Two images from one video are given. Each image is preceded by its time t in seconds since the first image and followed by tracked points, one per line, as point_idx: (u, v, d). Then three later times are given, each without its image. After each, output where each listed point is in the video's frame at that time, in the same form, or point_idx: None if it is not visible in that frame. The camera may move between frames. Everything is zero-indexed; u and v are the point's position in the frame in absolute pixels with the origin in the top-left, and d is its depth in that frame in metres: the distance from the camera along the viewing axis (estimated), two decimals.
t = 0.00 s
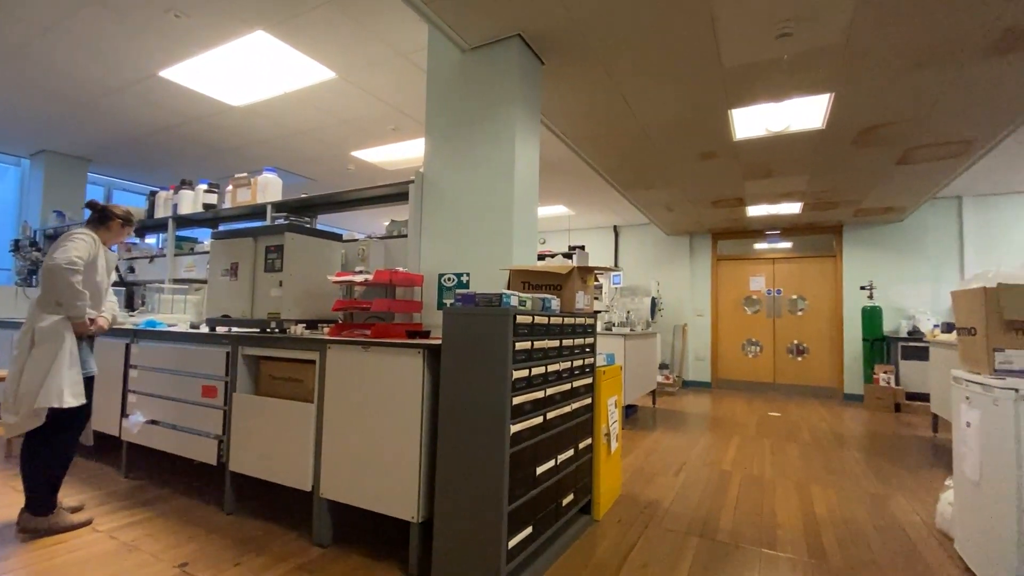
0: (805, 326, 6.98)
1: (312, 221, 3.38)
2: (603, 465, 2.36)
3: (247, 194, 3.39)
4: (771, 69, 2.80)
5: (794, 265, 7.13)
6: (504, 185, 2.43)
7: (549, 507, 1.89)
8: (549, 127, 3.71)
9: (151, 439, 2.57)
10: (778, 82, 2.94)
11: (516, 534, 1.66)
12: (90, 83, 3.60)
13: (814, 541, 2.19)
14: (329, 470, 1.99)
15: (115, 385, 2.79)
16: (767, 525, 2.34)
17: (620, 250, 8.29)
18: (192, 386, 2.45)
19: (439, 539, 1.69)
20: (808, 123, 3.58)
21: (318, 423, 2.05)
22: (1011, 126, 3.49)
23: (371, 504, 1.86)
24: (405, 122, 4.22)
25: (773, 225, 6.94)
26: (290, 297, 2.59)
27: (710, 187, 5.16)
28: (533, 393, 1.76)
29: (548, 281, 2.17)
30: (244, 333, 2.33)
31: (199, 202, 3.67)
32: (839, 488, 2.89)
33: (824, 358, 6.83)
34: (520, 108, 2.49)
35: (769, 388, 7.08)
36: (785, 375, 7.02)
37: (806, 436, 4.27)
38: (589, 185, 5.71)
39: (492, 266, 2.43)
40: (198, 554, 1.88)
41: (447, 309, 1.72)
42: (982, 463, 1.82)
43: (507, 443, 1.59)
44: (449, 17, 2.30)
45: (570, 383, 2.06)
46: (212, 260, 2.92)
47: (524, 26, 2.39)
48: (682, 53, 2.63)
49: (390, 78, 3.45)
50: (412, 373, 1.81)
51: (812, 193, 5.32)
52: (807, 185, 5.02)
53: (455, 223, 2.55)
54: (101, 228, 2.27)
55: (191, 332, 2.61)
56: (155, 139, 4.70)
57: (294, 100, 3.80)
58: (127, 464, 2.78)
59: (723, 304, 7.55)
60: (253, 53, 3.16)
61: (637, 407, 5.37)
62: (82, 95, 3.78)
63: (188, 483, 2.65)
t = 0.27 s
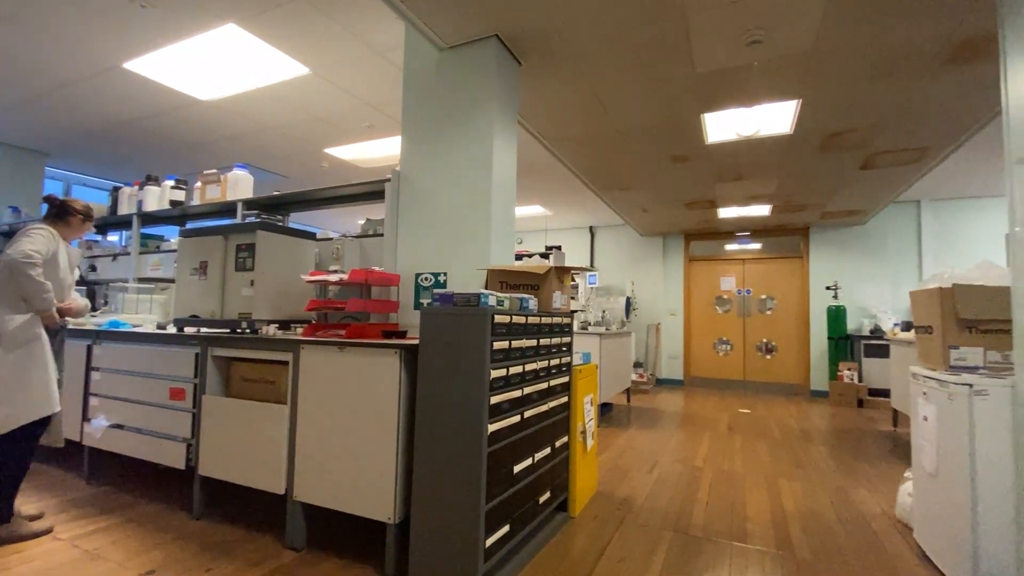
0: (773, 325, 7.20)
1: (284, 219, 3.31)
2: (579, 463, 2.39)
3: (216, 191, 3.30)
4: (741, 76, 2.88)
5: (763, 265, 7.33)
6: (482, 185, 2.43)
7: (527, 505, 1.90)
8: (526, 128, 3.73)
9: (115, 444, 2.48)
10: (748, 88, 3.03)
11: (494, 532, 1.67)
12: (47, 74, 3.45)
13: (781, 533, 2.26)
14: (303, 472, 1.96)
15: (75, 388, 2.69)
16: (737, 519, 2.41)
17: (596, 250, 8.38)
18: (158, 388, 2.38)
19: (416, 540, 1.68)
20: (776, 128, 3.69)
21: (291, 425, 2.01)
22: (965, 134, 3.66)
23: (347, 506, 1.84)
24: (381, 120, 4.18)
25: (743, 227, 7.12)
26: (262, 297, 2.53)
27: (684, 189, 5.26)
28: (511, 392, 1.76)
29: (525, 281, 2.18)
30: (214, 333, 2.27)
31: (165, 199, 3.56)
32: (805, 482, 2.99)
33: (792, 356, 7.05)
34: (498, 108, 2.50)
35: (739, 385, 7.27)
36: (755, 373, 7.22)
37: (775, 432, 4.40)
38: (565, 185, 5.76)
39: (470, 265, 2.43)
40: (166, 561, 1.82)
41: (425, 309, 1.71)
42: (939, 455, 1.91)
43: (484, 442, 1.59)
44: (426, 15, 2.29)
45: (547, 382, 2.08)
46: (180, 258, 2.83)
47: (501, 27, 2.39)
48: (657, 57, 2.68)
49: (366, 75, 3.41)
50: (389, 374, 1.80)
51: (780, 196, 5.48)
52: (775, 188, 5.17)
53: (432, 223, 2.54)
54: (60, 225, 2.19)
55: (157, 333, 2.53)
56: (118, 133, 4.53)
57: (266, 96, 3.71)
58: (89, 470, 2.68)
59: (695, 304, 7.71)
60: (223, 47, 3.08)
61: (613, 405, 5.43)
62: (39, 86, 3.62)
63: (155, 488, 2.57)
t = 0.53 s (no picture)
0: (742, 324, 7.39)
1: (254, 216, 3.23)
2: (555, 461, 2.41)
3: (182, 187, 3.20)
4: (712, 81, 2.94)
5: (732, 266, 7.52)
6: (458, 184, 2.43)
7: (502, 504, 1.91)
8: (502, 128, 3.73)
9: (73, 450, 2.38)
10: (719, 93, 3.10)
11: (470, 532, 1.66)
12: None
13: (750, 526, 2.33)
14: (273, 475, 1.91)
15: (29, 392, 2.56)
16: (708, 513, 2.47)
17: (571, 251, 8.45)
18: (119, 391, 2.29)
19: (390, 542, 1.66)
20: (745, 132, 3.79)
21: (261, 428, 1.97)
22: (921, 142, 3.84)
23: (319, 509, 1.81)
24: (355, 117, 4.12)
25: (714, 228, 7.29)
26: (231, 296, 2.47)
27: (657, 190, 5.35)
28: (487, 391, 1.77)
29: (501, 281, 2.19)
30: (179, 334, 2.20)
31: (127, 194, 3.42)
32: (772, 476, 3.09)
33: (760, 354, 7.26)
34: (474, 107, 2.49)
35: (709, 382, 7.45)
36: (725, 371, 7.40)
37: (743, 428, 4.52)
38: (541, 186, 5.78)
39: (446, 265, 2.42)
40: (129, 570, 1.76)
41: (400, 308, 1.70)
42: (896, 448, 2.00)
43: (460, 442, 1.59)
44: (401, 12, 2.26)
45: (523, 381, 2.09)
46: (143, 256, 2.73)
47: (477, 26, 2.39)
48: (631, 60, 2.71)
49: (339, 71, 3.35)
50: (364, 374, 1.78)
51: (749, 199, 5.63)
52: (744, 191, 5.31)
53: (408, 222, 2.52)
54: (13, 220, 2.09)
55: (119, 333, 2.44)
56: (76, 125, 4.33)
57: (235, 89, 3.61)
58: (44, 477, 2.56)
59: (668, 303, 7.85)
60: (190, 38, 2.98)
61: (587, 403, 5.49)
62: None
63: (116, 495, 2.47)
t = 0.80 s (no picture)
0: (713, 323, 7.57)
1: (223, 214, 3.15)
2: (531, 459, 2.43)
3: (147, 183, 3.09)
4: (685, 85, 3.01)
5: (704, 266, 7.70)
6: (434, 184, 2.42)
7: (479, 503, 1.91)
8: (479, 127, 3.73)
9: (30, 456, 2.28)
10: (692, 98, 3.17)
11: (447, 532, 1.66)
12: None
13: (721, 519, 2.39)
14: (245, 479, 1.87)
15: None
16: (680, 508, 2.52)
17: (547, 251, 8.50)
18: (80, 394, 2.20)
19: (366, 544, 1.65)
20: (717, 136, 3.89)
21: (232, 431, 1.92)
22: (881, 148, 4.00)
23: (292, 512, 1.78)
24: (329, 114, 4.05)
25: (686, 229, 7.44)
26: (199, 296, 2.40)
27: (631, 192, 5.44)
28: (464, 391, 1.77)
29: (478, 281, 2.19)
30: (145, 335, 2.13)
31: (88, 189, 3.29)
32: (742, 470, 3.18)
33: (730, 352, 7.45)
34: (450, 106, 2.49)
35: (682, 380, 7.61)
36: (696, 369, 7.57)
37: (714, 425, 4.64)
38: (517, 186, 5.80)
39: (422, 265, 2.41)
40: None
41: (376, 308, 1.69)
42: (857, 441, 2.08)
43: (437, 442, 1.59)
44: (377, 9, 2.24)
45: (500, 381, 2.10)
46: (105, 254, 2.63)
47: (454, 25, 2.38)
48: (606, 63, 2.75)
49: (312, 67, 3.30)
50: (339, 375, 1.75)
51: (720, 201, 5.77)
52: (716, 193, 5.44)
53: (384, 221, 2.49)
54: None
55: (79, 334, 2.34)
56: (32, 117, 4.14)
57: (203, 83, 3.51)
58: None
59: (642, 303, 7.98)
60: (156, 29, 2.88)
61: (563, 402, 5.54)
62: None
63: (77, 502, 2.38)
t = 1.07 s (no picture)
0: (685, 322, 7.74)
1: (189, 211, 3.05)
2: (507, 459, 2.43)
3: (107, 177, 2.96)
4: (658, 88, 3.06)
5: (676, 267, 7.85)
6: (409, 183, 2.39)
7: (455, 503, 1.91)
8: (455, 126, 3.71)
9: None
10: (665, 101, 3.23)
11: (422, 533, 1.65)
12: None
13: (692, 514, 2.44)
14: (213, 483, 1.82)
15: None
16: (653, 504, 2.56)
17: (523, 250, 8.52)
18: (35, 399, 2.09)
19: (339, 547, 1.62)
20: (689, 139, 3.96)
21: (199, 435, 1.86)
22: (844, 153, 4.15)
23: (262, 517, 1.74)
24: (300, 109, 3.96)
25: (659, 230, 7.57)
26: (164, 296, 2.32)
27: (606, 193, 5.50)
28: (440, 391, 1.76)
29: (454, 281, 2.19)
30: (105, 336, 2.04)
31: (43, 183, 3.12)
32: (712, 466, 3.26)
33: (701, 351, 7.62)
34: (426, 104, 2.47)
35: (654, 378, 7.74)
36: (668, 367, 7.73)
37: (686, 421, 4.73)
38: (493, 185, 5.79)
39: (396, 264, 2.38)
40: None
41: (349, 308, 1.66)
42: (821, 436, 2.16)
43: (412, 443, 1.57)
44: (351, 4, 2.21)
45: (476, 381, 2.09)
46: (61, 252, 2.51)
47: (429, 23, 2.36)
48: (581, 65, 2.78)
49: (283, 61, 3.22)
50: (311, 376, 1.72)
51: (692, 202, 5.89)
52: (687, 195, 5.55)
53: (358, 219, 2.46)
54: None
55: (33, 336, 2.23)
56: None
57: (167, 75, 3.39)
58: None
59: (616, 302, 8.07)
60: (116, 18, 2.77)
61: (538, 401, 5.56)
62: None
63: (31, 512, 2.27)
